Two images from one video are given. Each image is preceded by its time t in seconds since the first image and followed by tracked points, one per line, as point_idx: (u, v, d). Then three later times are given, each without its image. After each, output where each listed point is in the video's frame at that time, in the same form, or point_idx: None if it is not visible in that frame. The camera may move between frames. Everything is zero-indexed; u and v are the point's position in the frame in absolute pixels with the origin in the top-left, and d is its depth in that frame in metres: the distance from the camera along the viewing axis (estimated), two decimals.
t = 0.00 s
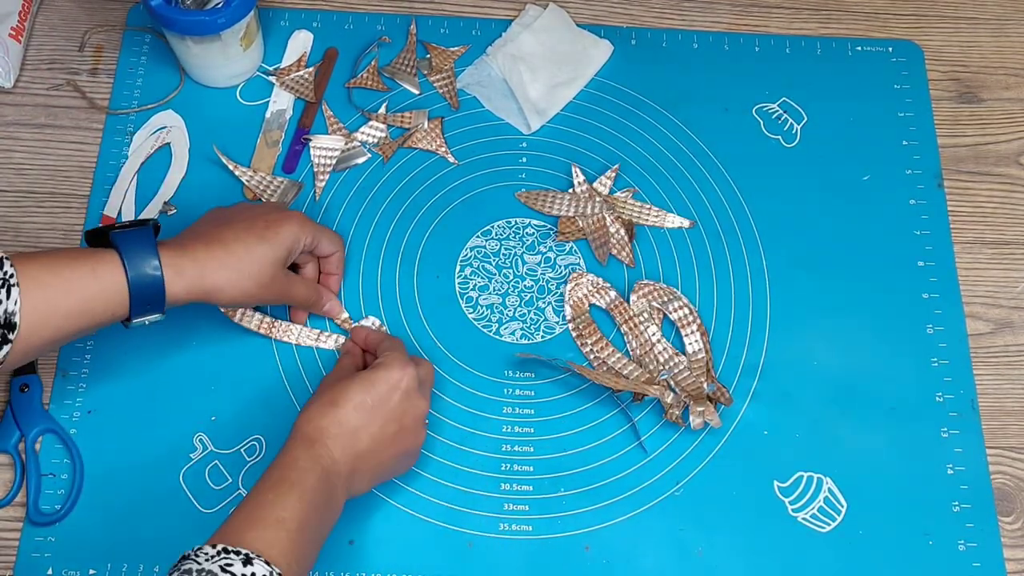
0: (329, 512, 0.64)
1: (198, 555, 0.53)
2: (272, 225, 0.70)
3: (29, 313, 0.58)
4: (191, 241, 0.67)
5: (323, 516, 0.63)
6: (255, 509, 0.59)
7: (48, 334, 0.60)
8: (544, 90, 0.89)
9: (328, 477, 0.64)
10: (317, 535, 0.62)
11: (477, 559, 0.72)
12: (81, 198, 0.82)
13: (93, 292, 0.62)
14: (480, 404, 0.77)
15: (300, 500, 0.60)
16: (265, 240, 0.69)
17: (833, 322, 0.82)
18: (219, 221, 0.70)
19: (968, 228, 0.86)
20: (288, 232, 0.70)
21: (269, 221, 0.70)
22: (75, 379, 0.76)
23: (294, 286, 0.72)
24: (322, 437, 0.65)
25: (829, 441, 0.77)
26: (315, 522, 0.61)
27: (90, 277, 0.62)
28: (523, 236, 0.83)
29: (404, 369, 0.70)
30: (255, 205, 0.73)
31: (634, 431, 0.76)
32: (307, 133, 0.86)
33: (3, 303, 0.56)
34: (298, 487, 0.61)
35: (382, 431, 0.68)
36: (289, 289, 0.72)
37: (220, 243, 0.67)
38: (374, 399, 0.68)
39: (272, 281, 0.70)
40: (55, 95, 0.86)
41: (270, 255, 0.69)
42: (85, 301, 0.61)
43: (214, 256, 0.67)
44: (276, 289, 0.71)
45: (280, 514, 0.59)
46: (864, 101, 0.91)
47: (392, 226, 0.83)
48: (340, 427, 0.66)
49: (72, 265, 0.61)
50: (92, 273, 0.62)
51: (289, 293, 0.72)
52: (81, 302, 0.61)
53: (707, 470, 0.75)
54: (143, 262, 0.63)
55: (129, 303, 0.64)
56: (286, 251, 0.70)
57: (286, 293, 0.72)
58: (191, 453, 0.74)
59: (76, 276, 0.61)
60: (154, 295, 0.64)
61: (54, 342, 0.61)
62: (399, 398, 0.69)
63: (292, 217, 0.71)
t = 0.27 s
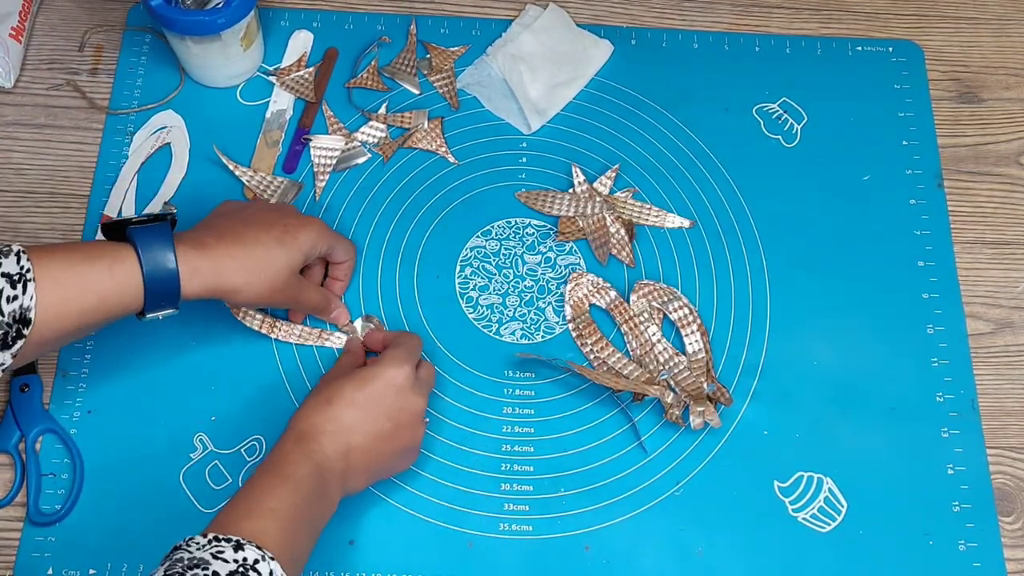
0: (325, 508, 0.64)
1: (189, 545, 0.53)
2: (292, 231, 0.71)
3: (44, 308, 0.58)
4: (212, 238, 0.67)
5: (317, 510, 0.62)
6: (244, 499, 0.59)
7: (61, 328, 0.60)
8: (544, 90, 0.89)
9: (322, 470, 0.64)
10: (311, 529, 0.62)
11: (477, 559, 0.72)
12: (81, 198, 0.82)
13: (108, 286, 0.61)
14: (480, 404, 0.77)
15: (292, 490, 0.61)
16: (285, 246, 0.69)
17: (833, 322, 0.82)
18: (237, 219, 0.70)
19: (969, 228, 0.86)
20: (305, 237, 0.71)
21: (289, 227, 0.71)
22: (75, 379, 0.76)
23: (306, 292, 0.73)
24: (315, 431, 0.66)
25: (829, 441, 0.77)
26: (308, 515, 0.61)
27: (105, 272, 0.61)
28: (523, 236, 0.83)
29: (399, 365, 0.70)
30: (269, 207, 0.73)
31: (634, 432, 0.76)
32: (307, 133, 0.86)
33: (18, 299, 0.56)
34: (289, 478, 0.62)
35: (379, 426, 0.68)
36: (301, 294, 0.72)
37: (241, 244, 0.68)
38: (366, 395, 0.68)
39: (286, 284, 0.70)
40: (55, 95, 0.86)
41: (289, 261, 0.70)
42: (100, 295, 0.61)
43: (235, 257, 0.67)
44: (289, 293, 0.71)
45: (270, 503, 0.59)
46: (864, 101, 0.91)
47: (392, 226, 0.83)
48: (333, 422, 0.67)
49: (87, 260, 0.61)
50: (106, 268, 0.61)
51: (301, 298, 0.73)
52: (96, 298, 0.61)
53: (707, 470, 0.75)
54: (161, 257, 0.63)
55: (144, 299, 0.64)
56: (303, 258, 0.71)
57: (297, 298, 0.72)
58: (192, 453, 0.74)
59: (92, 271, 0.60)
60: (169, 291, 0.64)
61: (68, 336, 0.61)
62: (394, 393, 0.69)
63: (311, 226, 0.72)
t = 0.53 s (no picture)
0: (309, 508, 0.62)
1: (168, 553, 0.51)
2: (297, 240, 0.70)
3: (52, 317, 0.58)
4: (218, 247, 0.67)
5: (295, 510, 0.60)
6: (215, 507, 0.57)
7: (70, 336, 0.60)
8: (544, 90, 0.89)
9: (295, 469, 0.62)
10: (293, 530, 0.59)
11: (477, 559, 0.72)
12: (81, 199, 0.82)
13: (117, 296, 0.61)
14: (480, 404, 0.77)
15: (259, 493, 0.59)
16: (291, 257, 0.69)
17: (833, 322, 0.82)
18: (243, 226, 0.70)
19: (969, 228, 0.86)
20: (311, 246, 0.71)
21: (294, 235, 0.70)
22: (75, 380, 0.76)
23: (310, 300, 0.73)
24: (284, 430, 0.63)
25: (829, 441, 0.77)
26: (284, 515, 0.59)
27: (115, 283, 0.61)
28: (523, 236, 0.83)
29: (359, 346, 0.67)
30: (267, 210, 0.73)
31: (635, 432, 0.76)
32: (307, 134, 0.86)
33: (25, 309, 0.56)
34: (257, 481, 0.60)
35: (350, 413, 0.65)
36: (306, 303, 0.72)
37: (246, 253, 0.67)
38: (329, 385, 0.65)
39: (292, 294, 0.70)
40: (55, 96, 0.86)
41: (295, 271, 0.69)
42: (108, 305, 0.61)
43: (239, 267, 0.67)
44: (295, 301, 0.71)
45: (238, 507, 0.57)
46: (865, 101, 0.91)
47: (392, 226, 0.83)
48: (298, 416, 0.64)
49: (97, 268, 0.61)
50: (116, 277, 0.61)
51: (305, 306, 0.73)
52: (104, 308, 0.61)
53: (707, 470, 0.75)
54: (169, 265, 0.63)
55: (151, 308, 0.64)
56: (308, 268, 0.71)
57: (301, 306, 0.72)
58: (192, 453, 0.74)
59: (101, 280, 0.60)
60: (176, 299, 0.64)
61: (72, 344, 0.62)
62: (358, 375, 0.66)
63: (316, 236, 0.71)
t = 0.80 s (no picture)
0: (294, 541, 0.61)
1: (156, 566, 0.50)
2: (301, 238, 0.70)
3: (57, 313, 0.58)
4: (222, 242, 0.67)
5: (275, 549, 0.60)
6: None
7: (74, 331, 0.60)
8: (544, 90, 0.89)
9: (267, 519, 0.62)
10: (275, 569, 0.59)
11: (477, 559, 0.72)
12: (81, 198, 0.82)
13: (119, 290, 0.61)
14: (480, 404, 0.77)
15: (230, 553, 0.60)
16: (295, 254, 0.69)
17: (833, 322, 0.82)
18: (245, 223, 0.70)
19: (969, 228, 0.86)
20: (313, 243, 0.71)
21: (297, 233, 0.70)
22: (75, 379, 0.76)
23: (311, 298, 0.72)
24: (255, 492, 0.65)
25: (829, 441, 0.77)
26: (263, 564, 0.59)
27: (118, 276, 0.61)
28: (524, 236, 0.83)
29: (298, 392, 0.69)
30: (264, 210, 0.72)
31: (635, 432, 0.76)
32: (307, 133, 0.86)
33: (30, 305, 0.56)
34: (231, 543, 0.61)
35: (304, 447, 0.66)
36: (307, 301, 0.72)
37: (250, 249, 0.67)
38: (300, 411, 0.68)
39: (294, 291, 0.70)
40: (55, 96, 0.86)
41: (299, 268, 0.69)
42: (112, 300, 0.61)
43: (244, 262, 0.66)
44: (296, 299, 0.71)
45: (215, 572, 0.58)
46: (865, 102, 0.91)
47: (392, 226, 0.83)
48: (265, 472, 0.65)
49: (101, 263, 0.60)
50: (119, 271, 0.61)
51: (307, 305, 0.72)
52: (108, 303, 0.61)
53: (707, 470, 0.75)
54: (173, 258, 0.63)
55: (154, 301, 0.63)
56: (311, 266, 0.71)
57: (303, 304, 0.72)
58: (192, 453, 0.74)
59: (103, 274, 0.60)
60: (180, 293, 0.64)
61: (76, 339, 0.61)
62: (302, 417, 0.68)
63: (319, 235, 0.71)
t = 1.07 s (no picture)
0: (311, 535, 0.61)
1: None
2: (257, 243, 0.70)
3: None
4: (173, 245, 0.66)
5: (291, 543, 0.60)
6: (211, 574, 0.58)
7: (19, 338, 0.61)
8: (544, 90, 0.89)
9: (284, 509, 0.62)
10: (289, 564, 0.59)
11: (477, 559, 0.72)
12: (81, 199, 0.82)
13: (58, 296, 0.61)
14: (479, 404, 0.77)
15: (246, 543, 0.60)
16: (248, 256, 0.68)
17: (833, 322, 0.82)
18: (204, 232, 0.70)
19: (969, 228, 0.86)
20: (269, 252, 0.70)
21: (254, 240, 0.70)
22: (76, 379, 0.76)
23: (265, 313, 0.70)
24: (273, 479, 0.64)
25: (829, 441, 0.77)
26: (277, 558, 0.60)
27: (57, 284, 0.61)
28: (524, 236, 0.83)
29: (323, 381, 0.69)
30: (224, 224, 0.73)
31: (635, 432, 0.76)
32: (307, 133, 0.86)
33: None
34: (246, 533, 0.61)
35: (328, 438, 0.66)
36: (260, 315, 0.70)
37: (202, 250, 0.67)
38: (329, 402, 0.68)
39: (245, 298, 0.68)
40: (55, 96, 0.86)
41: (254, 271, 0.68)
42: (53, 308, 0.61)
43: (191, 263, 0.66)
44: (247, 309, 0.69)
45: (231, 564, 0.59)
46: (865, 101, 0.91)
47: (392, 226, 0.83)
48: (286, 459, 0.65)
49: (41, 270, 0.61)
50: (60, 279, 0.62)
51: (260, 318, 0.70)
52: (48, 310, 0.61)
53: (707, 470, 0.75)
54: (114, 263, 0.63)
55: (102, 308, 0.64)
56: (268, 271, 0.69)
57: (255, 318, 0.70)
58: (192, 453, 0.74)
59: (42, 282, 0.61)
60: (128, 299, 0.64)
61: (28, 347, 0.63)
62: (326, 407, 0.68)
63: (276, 241, 0.71)
